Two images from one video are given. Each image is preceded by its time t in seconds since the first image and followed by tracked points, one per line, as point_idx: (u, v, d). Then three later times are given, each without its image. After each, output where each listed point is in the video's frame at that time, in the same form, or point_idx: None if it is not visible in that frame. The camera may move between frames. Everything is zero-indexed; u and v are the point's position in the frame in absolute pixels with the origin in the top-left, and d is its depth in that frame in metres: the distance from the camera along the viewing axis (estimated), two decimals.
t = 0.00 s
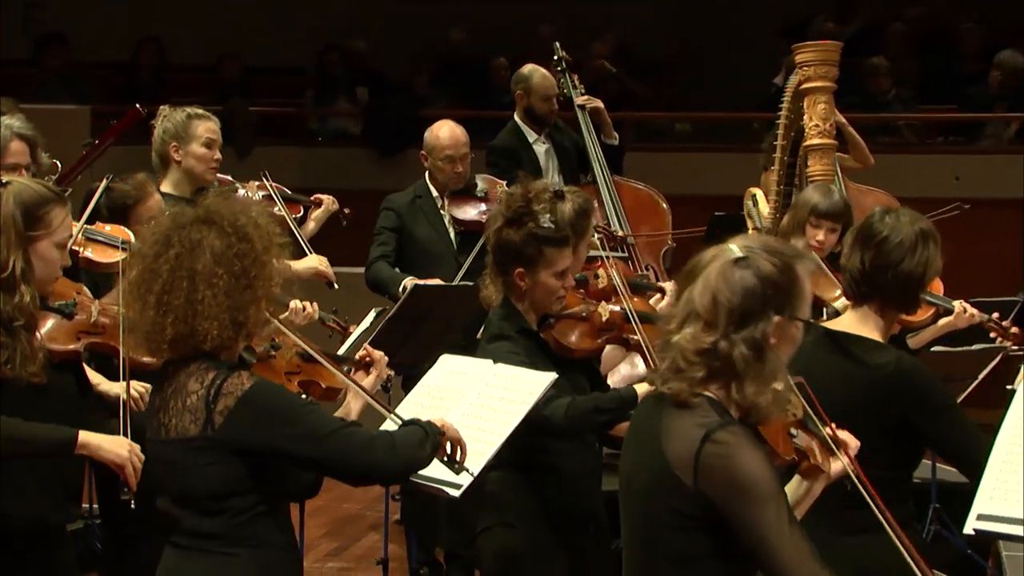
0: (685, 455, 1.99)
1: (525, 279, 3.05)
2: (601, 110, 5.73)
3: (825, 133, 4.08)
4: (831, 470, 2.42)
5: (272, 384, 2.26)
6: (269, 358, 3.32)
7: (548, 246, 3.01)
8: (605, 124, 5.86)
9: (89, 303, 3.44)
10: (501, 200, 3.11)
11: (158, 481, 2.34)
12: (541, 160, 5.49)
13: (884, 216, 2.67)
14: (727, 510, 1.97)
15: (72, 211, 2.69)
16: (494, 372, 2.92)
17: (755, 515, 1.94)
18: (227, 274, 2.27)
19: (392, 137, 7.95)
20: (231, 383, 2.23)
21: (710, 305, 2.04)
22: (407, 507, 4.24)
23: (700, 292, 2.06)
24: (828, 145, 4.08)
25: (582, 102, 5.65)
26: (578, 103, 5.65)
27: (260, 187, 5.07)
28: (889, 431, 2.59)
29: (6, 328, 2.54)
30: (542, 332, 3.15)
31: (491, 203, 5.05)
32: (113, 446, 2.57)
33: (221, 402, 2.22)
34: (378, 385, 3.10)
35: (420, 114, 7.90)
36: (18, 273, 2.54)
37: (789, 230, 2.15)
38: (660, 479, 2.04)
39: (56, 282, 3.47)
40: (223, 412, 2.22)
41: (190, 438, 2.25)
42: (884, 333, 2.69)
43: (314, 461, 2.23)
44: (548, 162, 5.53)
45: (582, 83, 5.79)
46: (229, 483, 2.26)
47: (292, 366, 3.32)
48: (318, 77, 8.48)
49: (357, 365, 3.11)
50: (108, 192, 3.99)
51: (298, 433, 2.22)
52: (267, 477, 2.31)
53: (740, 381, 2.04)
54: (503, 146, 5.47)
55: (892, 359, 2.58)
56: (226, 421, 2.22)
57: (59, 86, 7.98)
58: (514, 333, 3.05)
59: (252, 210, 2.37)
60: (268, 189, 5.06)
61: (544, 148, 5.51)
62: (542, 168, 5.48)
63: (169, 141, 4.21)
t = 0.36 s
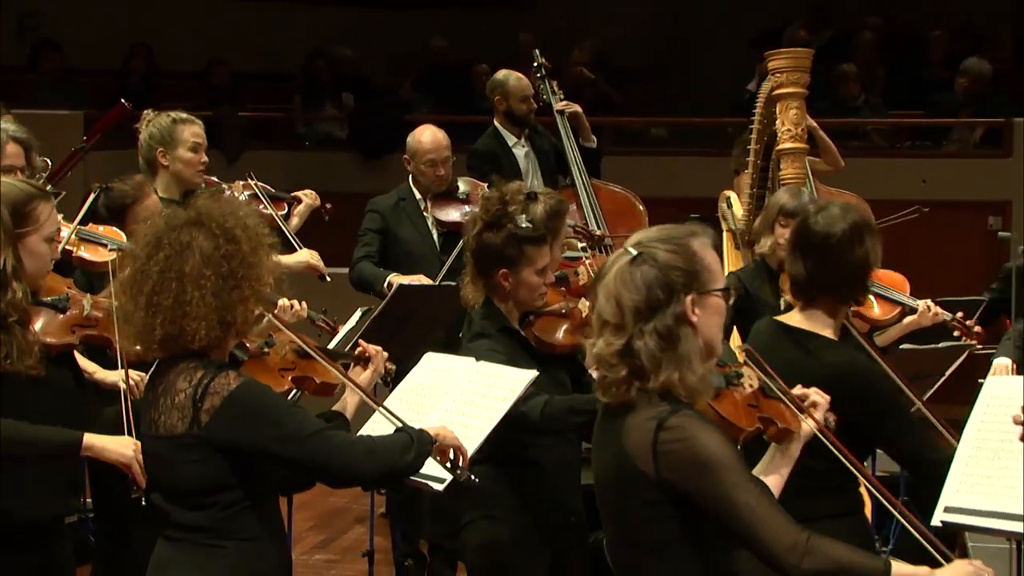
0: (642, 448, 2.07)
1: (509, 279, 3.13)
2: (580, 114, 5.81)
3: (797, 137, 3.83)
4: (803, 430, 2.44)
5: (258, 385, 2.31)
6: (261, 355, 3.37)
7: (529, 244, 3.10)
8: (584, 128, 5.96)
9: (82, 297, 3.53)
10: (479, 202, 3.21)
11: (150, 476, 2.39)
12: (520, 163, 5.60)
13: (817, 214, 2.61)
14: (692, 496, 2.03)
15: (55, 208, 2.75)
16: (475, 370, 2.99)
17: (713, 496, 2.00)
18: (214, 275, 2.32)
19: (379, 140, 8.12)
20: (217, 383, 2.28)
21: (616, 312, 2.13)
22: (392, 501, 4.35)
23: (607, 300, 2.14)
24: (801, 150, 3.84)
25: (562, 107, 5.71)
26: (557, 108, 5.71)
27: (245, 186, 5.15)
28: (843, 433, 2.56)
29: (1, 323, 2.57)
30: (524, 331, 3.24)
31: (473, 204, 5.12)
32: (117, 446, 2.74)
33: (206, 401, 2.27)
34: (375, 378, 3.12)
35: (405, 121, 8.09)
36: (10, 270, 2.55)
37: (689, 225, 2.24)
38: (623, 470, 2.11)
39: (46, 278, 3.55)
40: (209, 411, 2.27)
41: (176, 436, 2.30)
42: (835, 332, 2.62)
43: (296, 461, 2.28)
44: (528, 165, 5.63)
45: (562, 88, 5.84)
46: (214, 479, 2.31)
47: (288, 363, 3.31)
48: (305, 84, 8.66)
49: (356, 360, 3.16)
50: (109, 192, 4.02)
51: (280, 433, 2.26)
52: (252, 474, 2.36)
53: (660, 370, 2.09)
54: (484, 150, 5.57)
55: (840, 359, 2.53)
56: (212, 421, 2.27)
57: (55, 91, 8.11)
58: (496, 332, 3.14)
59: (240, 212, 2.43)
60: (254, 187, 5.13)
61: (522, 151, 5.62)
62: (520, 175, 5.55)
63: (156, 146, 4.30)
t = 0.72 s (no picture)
0: (624, 433, 2.14)
1: (498, 276, 3.23)
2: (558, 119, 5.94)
3: (770, 141, 3.95)
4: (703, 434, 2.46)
5: (244, 396, 2.30)
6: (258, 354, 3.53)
7: (517, 241, 3.21)
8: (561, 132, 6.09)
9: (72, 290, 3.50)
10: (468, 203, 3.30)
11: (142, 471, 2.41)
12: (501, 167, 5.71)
13: (740, 220, 2.70)
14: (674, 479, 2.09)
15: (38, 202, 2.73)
16: (459, 367, 3.05)
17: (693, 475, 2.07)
18: (205, 277, 2.37)
19: (366, 145, 8.31)
20: (206, 387, 2.29)
21: (585, 305, 2.23)
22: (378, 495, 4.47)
23: (573, 298, 2.25)
24: (774, 153, 3.96)
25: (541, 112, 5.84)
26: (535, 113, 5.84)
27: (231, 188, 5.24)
28: (782, 424, 2.59)
29: None
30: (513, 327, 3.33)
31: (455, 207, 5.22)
32: (106, 488, 2.58)
33: (191, 404, 2.28)
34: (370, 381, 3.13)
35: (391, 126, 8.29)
36: None
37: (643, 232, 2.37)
38: (602, 460, 2.17)
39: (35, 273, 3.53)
40: (193, 414, 2.28)
41: (162, 433, 2.31)
42: (768, 331, 2.68)
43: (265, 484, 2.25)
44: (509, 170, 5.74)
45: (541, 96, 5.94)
46: (191, 479, 2.30)
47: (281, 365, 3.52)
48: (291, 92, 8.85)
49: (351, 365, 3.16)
50: (105, 194, 3.94)
51: (253, 451, 2.25)
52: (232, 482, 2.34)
53: (629, 358, 2.19)
54: (465, 156, 5.72)
55: (771, 354, 2.57)
56: (194, 422, 2.27)
57: (50, 99, 8.24)
58: (483, 328, 3.22)
59: (235, 216, 2.47)
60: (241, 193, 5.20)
61: (504, 156, 5.73)
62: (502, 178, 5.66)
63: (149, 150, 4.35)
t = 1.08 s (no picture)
0: (612, 421, 2.21)
1: (496, 270, 3.30)
2: (539, 125, 6.04)
3: (745, 146, 4.20)
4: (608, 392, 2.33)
5: (241, 400, 2.33)
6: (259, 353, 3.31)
7: (515, 237, 3.29)
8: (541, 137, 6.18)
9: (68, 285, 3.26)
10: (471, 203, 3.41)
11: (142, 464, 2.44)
12: (484, 169, 5.81)
13: (700, 221, 2.83)
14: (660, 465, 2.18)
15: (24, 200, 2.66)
16: (445, 365, 3.12)
17: (673, 462, 2.17)
18: (206, 278, 2.39)
19: (351, 150, 8.45)
20: (205, 388, 2.32)
21: (564, 296, 2.31)
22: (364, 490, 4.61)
23: (552, 291, 2.33)
24: (748, 158, 4.21)
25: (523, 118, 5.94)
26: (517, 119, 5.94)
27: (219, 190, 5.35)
28: (742, 421, 2.70)
29: None
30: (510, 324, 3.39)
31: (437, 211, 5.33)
32: (105, 503, 2.65)
33: (189, 405, 2.31)
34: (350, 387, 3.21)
35: (376, 130, 8.44)
36: None
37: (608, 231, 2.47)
38: (586, 450, 2.23)
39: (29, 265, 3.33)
40: (191, 415, 2.30)
41: (160, 429, 2.34)
42: (722, 321, 2.77)
43: (255, 492, 2.28)
44: (493, 173, 5.84)
45: (524, 102, 6.04)
46: (185, 476, 2.33)
47: (285, 362, 3.32)
48: (279, 96, 8.98)
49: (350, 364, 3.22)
50: (103, 196, 3.93)
51: (249, 458, 2.28)
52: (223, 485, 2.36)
53: (606, 349, 2.28)
54: (447, 159, 5.77)
55: (726, 349, 2.68)
56: (190, 423, 2.30)
57: (44, 103, 8.37)
58: (478, 322, 3.28)
59: (236, 218, 2.50)
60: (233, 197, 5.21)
61: (487, 159, 5.83)
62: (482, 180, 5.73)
63: (144, 154, 4.26)
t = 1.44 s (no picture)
0: (594, 414, 2.30)
1: (489, 267, 3.35)
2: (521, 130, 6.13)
3: (722, 151, 4.04)
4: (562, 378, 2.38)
5: (258, 400, 2.41)
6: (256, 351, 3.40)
7: (511, 238, 3.36)
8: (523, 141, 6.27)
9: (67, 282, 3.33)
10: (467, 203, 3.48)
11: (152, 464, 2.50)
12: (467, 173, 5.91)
13: (684, 219, 2.95)
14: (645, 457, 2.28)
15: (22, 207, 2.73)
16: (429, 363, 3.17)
17: (653, 454, 2.26)
18: (219, 279, 2.46)
19: (337, 154, 8.58)
20: (222, 387, 2.39)
21: (536, 296, 2.42)
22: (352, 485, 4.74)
23: (526, 292, 2.44)
24: (724, 162, 4.02)
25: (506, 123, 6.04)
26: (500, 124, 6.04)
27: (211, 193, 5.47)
28: (723, 421, 2.81)
29: None
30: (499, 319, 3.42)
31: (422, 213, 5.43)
32: (95, 480, 2.74)
33: (209, 405, 2.38)
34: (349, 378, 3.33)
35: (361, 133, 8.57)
36: None
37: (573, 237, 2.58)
38: (568, 444, 2.31)
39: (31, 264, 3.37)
40: (211, 415, 2.37)
41: (178, 430, 2.40)
42: (704, 318, 2.89)
43: (275, 487, 2.37)
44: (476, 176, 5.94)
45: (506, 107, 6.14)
46: (204, 474, 2.40)
47: (277, 360, 3.42)
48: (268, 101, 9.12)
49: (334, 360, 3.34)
50: (101, 197, 3.98)
51: (267, 456, 2.36)
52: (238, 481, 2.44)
53: (579, 344, 2.38)
54: (431, 164, 5.90)
55: (706, 344, 2.76)
56: (210, 422, 2.37)
57: (39, 108, 8.52)
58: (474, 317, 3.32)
59: (242, 223, 2.57)
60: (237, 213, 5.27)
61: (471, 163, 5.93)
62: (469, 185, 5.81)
63: (141, 159, 4.21)
